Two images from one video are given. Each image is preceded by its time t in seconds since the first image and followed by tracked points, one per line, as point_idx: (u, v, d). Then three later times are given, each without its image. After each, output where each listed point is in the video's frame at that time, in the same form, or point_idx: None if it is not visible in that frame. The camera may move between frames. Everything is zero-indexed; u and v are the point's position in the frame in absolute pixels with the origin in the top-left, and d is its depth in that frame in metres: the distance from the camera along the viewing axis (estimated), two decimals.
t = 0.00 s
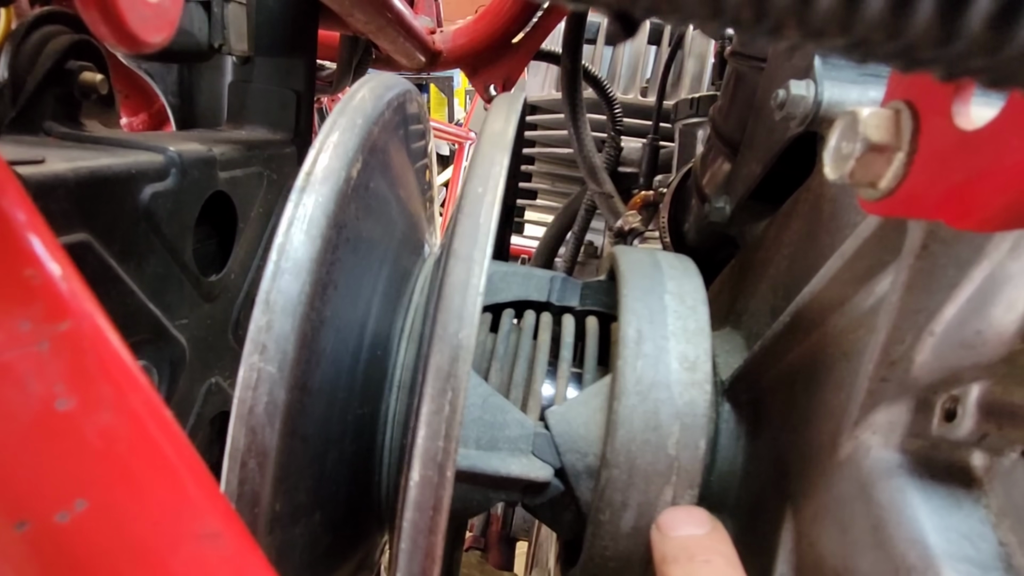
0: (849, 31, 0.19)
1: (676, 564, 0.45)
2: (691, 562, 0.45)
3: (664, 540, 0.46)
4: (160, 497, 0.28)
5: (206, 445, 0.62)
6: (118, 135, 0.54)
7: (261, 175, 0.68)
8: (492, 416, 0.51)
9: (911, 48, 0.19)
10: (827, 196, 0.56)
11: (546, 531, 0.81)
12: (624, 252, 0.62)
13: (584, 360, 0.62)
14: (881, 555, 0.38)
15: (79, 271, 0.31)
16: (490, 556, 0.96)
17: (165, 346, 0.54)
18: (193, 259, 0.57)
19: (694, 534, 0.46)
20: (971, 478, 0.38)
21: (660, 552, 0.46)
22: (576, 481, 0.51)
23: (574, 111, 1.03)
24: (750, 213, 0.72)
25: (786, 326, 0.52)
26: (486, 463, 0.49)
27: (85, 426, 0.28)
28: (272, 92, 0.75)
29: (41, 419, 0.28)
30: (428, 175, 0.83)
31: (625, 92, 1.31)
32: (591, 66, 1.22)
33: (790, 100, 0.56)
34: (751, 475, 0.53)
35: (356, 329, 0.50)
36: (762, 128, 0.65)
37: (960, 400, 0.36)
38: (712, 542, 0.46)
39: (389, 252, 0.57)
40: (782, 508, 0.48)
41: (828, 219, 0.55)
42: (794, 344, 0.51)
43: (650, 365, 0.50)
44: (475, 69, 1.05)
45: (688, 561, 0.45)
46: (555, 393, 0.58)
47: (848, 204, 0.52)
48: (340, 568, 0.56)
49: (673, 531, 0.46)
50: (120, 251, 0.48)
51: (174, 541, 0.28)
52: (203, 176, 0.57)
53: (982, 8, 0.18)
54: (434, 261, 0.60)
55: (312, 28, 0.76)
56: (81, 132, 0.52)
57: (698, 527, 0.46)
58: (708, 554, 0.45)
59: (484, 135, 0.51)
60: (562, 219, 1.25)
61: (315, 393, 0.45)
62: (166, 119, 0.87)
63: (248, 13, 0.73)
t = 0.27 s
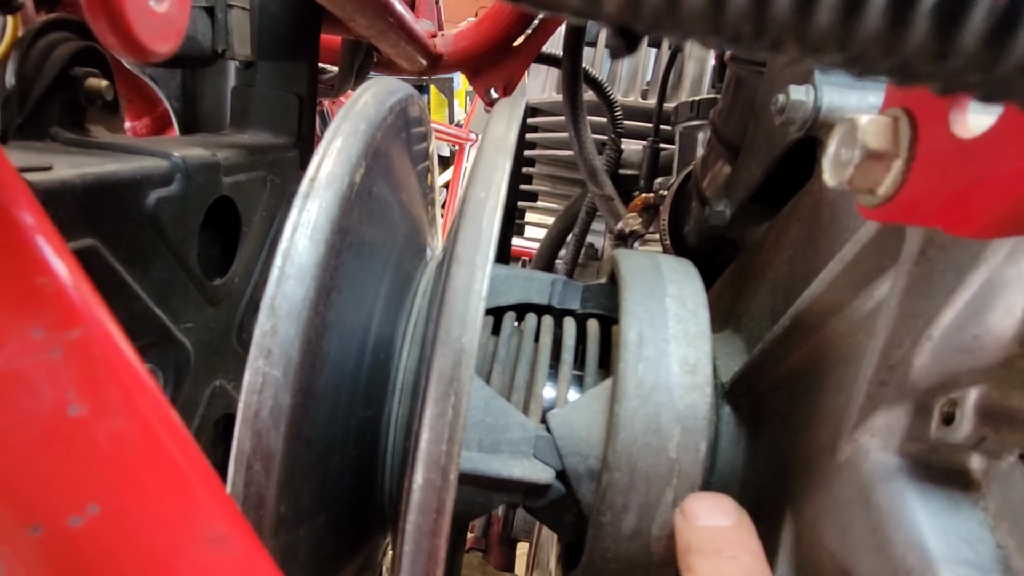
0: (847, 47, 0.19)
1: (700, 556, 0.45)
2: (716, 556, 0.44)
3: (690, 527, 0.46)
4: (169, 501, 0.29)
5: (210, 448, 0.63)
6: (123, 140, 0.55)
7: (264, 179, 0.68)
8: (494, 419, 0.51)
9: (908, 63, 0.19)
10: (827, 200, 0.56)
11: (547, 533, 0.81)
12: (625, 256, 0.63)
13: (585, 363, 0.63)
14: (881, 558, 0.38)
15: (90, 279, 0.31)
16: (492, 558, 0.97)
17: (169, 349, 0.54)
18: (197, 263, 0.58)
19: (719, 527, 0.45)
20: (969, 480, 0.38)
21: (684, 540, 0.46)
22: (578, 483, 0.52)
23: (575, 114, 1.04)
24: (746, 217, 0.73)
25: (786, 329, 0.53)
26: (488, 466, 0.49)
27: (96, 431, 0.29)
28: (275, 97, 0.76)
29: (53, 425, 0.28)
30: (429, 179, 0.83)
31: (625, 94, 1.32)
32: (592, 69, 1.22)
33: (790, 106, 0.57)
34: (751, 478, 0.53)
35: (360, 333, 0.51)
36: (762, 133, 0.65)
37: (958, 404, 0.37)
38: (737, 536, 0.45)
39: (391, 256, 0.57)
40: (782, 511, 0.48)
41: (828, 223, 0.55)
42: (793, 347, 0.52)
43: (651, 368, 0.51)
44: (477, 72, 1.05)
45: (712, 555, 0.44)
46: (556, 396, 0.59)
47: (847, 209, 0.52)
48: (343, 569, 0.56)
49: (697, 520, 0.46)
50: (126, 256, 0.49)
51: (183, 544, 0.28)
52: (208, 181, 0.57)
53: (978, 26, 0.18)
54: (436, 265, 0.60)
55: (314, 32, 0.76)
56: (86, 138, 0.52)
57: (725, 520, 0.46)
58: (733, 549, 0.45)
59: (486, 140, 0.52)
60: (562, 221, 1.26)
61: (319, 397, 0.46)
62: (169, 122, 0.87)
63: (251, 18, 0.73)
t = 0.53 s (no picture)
0: (860, 49, 0.19)
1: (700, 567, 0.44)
2: (715, 568, 0.43)
3: (689, 535, 0.45)
4: (167, 511, 0.28)
5: (209, 452, 0.62)
6: (122, 142, 0.54)
7: (264, 181, 0.68)
8: (496, 423, 0.51)
9: (921, 67, 0.19)
10: (831, 202, 0.56)
11: (550, 536, 0.81)
12: (628, 258, 0.62)
13: (588, 366, 0.62)
14: (889, 565, 0.38)
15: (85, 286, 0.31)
16: (494, 561, 0.96)
17: (168, 353, 0.54)
18: (196, 266, 0.57)
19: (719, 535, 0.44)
20: (977, 485, 0.37)
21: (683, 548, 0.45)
22: (580, 487, 0.51)
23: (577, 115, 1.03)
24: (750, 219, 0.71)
25: (791, 332, 0.52)
26: (489, 471, 0.49)
27: (91, 440, 0.28)
28: (275, 98, 0.75)
29: (48, 434, 0.28)
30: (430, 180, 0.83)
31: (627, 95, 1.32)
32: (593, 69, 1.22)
33: (795, 107, 0.56)
34: (756, 482, 0.53)
35: (360, 336, 0.50)
36: (766, 133, 0.65)
37: (966, 408, 0.36)
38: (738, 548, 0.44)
39: (392, 258, 0.57)
40: (788, 516, 0.48)
41: (833, 224, 0.54)
42: (798, 350, 0.51)
43: (654, 371, 0.50)
44: (479, 73, 1.04)
45: (712, 567, 0.43)
46: (559, 399, 0.58)
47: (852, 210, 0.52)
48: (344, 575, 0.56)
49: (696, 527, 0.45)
50: (124, 259, 0.48)
51: (181, 554, 0.28)
52: (207, 183, 0.57)
53: (994, 28, 0.18)
54: (437, 267, 0.60)
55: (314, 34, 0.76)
56: (85, 140, 0.52)
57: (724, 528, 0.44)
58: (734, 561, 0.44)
59: (488, 142, 0.51)
60: (564, 222, 1.25)
61: (320, 402, 0.45)
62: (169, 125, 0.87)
63: (251, 19, 0.73)
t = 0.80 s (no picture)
0: (855, 55, 0.19)
1: None
2: None
3: None
4: (170, 513, 0.28)
5: (211, 453, 0.62)
6: (124, 145, 0.55)
7: (266, 183, 0.68)
8: (497, 423, 0.51)
9: (916, 72, 0.19)
10: (831, 203, 0.56)
11: (551, 537, 0.81)
12: (628, 259, 0.63)
13: (588, 367, 0.62)
14: (889, 565, 0.38)
15: (88, 289, 0.31)
16: (495, 562, 0.96)
17: (170, 355, 0.54)
18: (198, 268, 0.57)
19: None
20: (976, 485, 0.38)
21: None
22: (581, 488, 0.51)
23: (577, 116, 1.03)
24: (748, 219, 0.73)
25: (791, 333, 0.53)
26: (490, 471, 0.49)
27: (95, 443, 0.28)
28: (276, 101, 0.76)
29: (52, 437, 0.28)
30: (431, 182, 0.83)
31: (627, 96, 1.32)
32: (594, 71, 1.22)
33: (792, 109, 0.56)
34: (756, 482, 0.53)
35: (362, 337, 0.50)
36: (766, 135, 0.65)
37: (965, 408, 0.36)
38: None
39: (394, 260, 0.57)
40: (787, 517, 0.48)
41: (832, 226, 0.55)
42: (798, 351, 0.51)
43: (654, 372, 0.50)
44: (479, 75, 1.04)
45: None
46: (559, 400, 0.59)
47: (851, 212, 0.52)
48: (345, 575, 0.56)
49: None
50: (126, 262, 0.48)
51: (184, 556, 0.28)
52: (209, 185, 0.57)
53: (989, 34, 0.18)
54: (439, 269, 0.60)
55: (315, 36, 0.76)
56: (87, 142, 0.52)
57: None
58: None
59: (489, 144, 0.51)
60: (564, 223, 1.25)
61: (321, 403, 0.45)
62: (171, 127, 0.87)
63: (252, 22, 0.73)
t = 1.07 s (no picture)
0: (849, 99, 0.20)
1: None
2: None
3: None
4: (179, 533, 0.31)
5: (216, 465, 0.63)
6: (129, 161, 0.55)
7: (268, 196, 0.69)
8: (499, 436, 0.51)
9: (908, 119, 0.20)
10: (829, 216, 0.56)
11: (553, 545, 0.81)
12: (628, 270, 0.63)
13: (590, 377, 0.63)
14: None
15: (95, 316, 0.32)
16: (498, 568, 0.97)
17: (175, 370, 0.54)
18: (201, 281, 0.58)
19: None
20: (976, 499, 0.38)
21: None
22: (583, 499, 0.52)
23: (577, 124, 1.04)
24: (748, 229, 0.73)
25: (791, 345, 0.53)
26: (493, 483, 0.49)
27: (107, 470, 0.30)
28: (278, 113, 0.76)
29: (66, 466, 0.29)
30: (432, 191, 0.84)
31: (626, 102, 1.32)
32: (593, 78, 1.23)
33: (792, 123, 0.59)
34: (757, 493, 0.53)
35: (365, 352, 0.51)
36: (764, 147, 0.65)
37: (963, 424, 0.37)
38: None
39: (396, 273, 0.58)
40: (787, 529, 0.48)
41: (830, 239, 0.55)
42: (798, 363, 0.52)
43: (655, 385, 0.51)
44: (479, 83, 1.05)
45: None
46: (561, 410, 0.59)
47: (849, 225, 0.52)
48: None
49: None
50: (132, 279, 0.49)
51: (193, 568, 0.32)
52: (212, 201, 0.57)
53: (978, 82, 0.18)
54: (441, 281, 0.61)
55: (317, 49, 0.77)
56: (93, 159, 0.53)
57: None
58: None
59: (490, 160, 0.52)
60: (565, 229, 1.26)
61: (326, 418, 0.46)
62: (174, 138, 0.88)
63: (254, 36, 0.74)
